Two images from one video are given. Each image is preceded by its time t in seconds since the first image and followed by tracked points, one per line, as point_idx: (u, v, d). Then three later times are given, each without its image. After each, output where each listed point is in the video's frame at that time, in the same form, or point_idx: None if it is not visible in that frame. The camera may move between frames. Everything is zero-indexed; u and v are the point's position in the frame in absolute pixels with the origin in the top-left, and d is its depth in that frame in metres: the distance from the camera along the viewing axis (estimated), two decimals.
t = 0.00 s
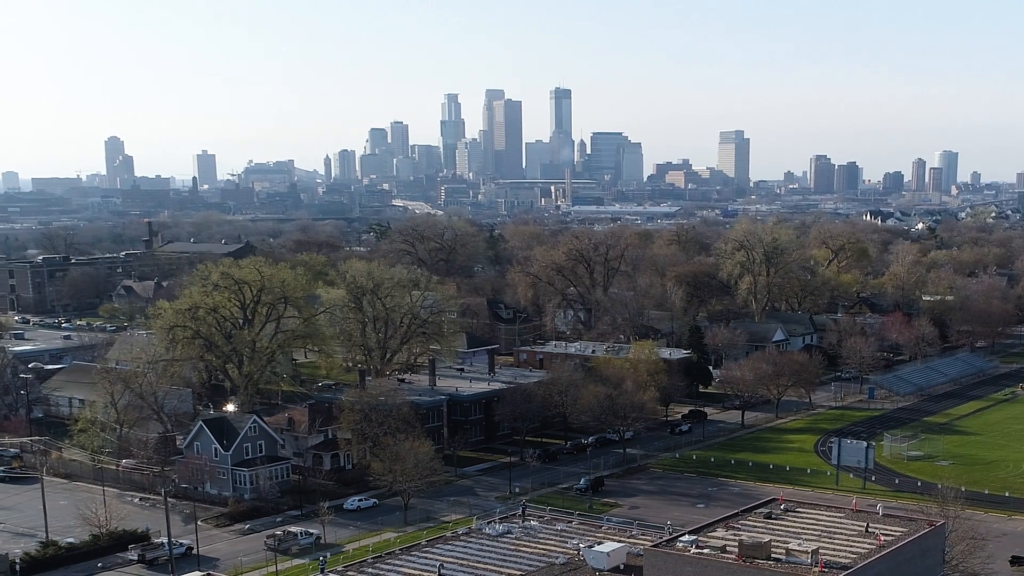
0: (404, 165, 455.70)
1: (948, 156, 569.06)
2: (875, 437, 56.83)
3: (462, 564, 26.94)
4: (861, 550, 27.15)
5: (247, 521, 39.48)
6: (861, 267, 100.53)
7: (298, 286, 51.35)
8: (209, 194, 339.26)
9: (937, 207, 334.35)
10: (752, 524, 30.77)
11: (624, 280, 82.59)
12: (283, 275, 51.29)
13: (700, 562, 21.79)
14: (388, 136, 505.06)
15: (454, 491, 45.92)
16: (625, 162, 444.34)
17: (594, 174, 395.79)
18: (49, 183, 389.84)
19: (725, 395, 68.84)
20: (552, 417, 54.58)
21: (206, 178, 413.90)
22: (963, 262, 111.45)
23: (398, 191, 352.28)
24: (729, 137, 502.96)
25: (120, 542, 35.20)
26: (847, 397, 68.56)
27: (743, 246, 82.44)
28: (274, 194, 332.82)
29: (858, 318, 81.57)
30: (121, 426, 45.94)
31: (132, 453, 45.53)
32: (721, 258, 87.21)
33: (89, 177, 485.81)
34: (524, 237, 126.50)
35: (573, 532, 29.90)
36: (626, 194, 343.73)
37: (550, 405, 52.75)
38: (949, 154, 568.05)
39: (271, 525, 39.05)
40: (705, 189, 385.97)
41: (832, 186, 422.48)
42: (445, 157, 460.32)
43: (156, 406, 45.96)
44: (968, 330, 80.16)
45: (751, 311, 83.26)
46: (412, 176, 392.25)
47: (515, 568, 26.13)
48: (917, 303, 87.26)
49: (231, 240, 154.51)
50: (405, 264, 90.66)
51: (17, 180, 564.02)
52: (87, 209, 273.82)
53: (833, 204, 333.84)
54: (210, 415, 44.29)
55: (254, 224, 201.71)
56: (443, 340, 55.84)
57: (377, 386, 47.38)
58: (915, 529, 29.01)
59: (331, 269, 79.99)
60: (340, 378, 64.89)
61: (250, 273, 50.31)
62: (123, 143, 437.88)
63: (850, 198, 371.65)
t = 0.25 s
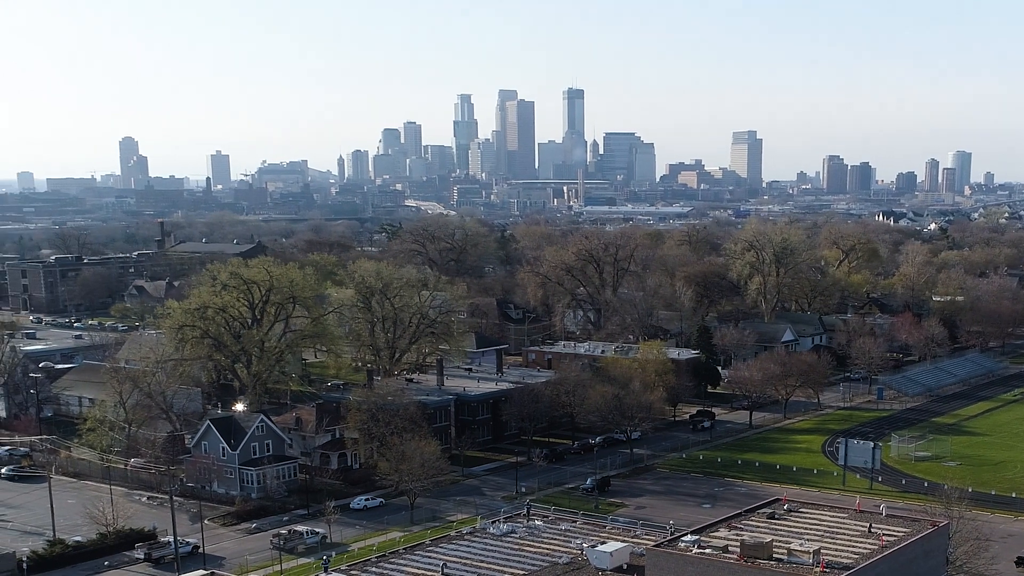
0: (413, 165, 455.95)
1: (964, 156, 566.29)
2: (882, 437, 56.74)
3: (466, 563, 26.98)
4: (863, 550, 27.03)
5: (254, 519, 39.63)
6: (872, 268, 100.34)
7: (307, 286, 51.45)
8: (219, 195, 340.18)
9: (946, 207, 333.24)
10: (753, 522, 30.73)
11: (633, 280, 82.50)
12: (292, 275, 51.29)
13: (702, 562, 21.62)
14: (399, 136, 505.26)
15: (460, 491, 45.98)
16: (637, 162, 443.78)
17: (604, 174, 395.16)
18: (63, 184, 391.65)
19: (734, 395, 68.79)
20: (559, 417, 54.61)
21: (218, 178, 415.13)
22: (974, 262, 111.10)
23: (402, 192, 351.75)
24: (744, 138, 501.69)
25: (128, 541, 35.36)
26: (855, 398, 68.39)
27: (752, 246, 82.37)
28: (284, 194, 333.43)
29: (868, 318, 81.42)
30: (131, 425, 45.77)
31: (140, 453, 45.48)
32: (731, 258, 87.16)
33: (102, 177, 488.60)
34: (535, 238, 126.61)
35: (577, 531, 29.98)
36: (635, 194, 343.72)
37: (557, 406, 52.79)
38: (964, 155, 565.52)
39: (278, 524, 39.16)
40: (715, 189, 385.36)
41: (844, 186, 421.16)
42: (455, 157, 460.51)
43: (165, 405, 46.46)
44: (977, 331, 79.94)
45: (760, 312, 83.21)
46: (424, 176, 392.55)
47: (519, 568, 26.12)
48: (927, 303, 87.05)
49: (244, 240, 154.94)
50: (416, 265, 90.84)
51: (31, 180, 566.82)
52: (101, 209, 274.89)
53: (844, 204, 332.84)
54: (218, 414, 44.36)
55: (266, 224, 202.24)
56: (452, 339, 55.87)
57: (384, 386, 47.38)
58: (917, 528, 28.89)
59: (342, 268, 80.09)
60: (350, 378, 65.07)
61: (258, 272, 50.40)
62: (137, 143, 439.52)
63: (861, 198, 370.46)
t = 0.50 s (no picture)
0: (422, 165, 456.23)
1: (975, 156, 563.89)
2: (890, 438, 56.60)
3: (470, 563, 26.98)
4: (866, 550, 26.92)
5: (261, 519, 39.67)
6: (884, 268, 100.06)
7: (315, 286, 51.63)
8: (231, 195, 340.96)
9: (956, 207, 332.17)
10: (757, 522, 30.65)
11: (643, 280, 82.40)
12: (301, 275, 51.54)
13: (704, 562, 21.50)
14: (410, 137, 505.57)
15: (467, 490, 46.01)
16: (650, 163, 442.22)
17: (614, 174, 394.70)
18: (75, 184, 393.38)
19: (742, 395, 68.69)
20: (566, 417, 54.58)
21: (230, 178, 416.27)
22: (985, 262, 110.70)
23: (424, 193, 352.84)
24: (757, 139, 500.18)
25: (135, 540, 35.41)
26: (864, 398, 68.20)
27: (761, 247, 82.30)
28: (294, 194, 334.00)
29: (878, 319, 81.22)
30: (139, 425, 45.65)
31: (148, 452, 45.59)
32: (741, 258, 87.05)
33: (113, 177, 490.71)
34: (546, 238, 126.62)
35: (581, 531, 29.96)
36: (651, 195, 342.73)
37: (564, 406, 52.75)
38: (975, 155, 563.11)
39: (284, 524, 39.19)
40: (725, 189, 384.74)
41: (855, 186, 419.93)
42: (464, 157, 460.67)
43: (173, 404, 45.96)
44: (987, 331, 79.69)
45: (770, 312, 83.08)
46: (436, 176, 392.96)
47: (522, 567, 26.10)
48: (937, 304, 86.73)
49: (256, 240, 155.26)
50: (427, 265, 90.90)
51: (45, 180, 569.68)
52: (115, 210, 275.87)
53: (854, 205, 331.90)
54: (226, 413, 44.25)
55: (278, 224, 202.65)
56: (460, 339, 55.91)
57: (391, 385, 47.22)
58: (920, 529, 28.75)
59: (353, 268, 80.18)
60: (360, 378, 65.17)
61: (267, 272, 50.64)
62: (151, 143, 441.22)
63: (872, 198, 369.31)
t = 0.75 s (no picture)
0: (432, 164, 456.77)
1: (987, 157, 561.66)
2: (898, 439, 56.42)
3: (473, 563, 26.96)
4: (869, 551, 26.76)
5: (267, 518, 39.73)
6: (895, 268, 99.75)
7: (323, 285, 51.69)
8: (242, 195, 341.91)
9: (966, 207, 330.84)
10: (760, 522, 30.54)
11: (652, 280, 82.36)
12: (309, 275, 51.62)
13: (706, 563, 21.32)
14: (422, 138, 506.07)
15: (474, 490, 46.00)
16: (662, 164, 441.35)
17: (628, 174, 393.82)
18: (90, 184, 395.30)
19: (750, 396, 68.55)
20: (574, 417, 54.52)
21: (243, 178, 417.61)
22: (997, 262, 110.30)
23: (434, 192, 353.03)
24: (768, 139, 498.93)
25: (141, 538, 35.45)
26: (873, 399, 67.97)
27: (771, 247, 82.14)
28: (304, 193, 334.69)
29: (888, 319, 80.96)
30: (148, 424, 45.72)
31: (156, 451, 45.70)
32: (751, 258, 86.95)
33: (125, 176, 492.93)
34: (557, 238, 126.63)
35: (585, 531, 29.92)
36: (663, 196, 342.08)
37: (571, 406, 52.71)
38: (987, 156, 560.97)
39: (291, 523, 39.22)
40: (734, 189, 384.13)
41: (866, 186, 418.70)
42: (473, 157, 460.93)
43: (183, 404, 46.71)
44: (997, 332, 79.37)
45: (780, 312, 82.89)
46: (447, 176, 393.24)
47: (525, 568, 26.05)
48: (948, 305, 86.40)
49: (268, 241, 155.64)
50: (438, 265, 90.99)
51: (60, 180, 573.31)
52: (128, 210, 276.91)
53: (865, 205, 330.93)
54: (234, 412, 44.40)
55: (290, 224, 203.08)
56: (469, 339, 55.92)
57: (398, 385, 47.28)
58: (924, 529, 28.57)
59: (363, 267, 80.25)
60: (369, 377, 65.21)
61: (276, 272, 50.71)
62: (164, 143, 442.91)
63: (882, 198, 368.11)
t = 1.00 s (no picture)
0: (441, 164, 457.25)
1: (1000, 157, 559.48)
2: (906, 439, 56.32)
3: (476, 562, 27.03)
4: (872, 551, 26.71)
5: (274, 517, 39.86)
6: (906, 268, 99.53)
7: (332, 285, 51.85)
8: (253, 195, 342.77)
9: (976, 208, 329.88)
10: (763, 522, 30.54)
11: (662, 281, 82.38)
12: (318, 274, 51.80)
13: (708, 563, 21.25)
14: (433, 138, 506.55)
15: (481, 489, 46.08)
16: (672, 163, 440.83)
17: (640, 174, 393.24)
18: (103, 184, 397.16)
19: (758, 396, 68.51)
20: (581, 417, 54.55)
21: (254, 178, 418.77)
22: (1009, 262, 109.98)
23: (446, 193, 353.38)
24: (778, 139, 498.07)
25: (148, 537, 35.60)
26: (881, 399, 67.85)
27: (780, 248, 82.11)
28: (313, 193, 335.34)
29: (898, 320, 80.81)
30: (157, 424, 45.78)
31: (165, 450, 45.86)
32: (760, 259, 86.93)
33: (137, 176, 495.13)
34: (568, 238, 126.74)
35: (589, 531, 29.96)
36: (675, 196, 341.37)
37: (578, 406, 52.74)
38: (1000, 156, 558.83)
39: (297, 522, 39.34)
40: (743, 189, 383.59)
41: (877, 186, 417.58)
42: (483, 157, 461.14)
43: (191, 403, 46.90)
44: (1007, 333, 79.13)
45: (789, 312, 82.81)
46: (459, 176, 393.45)
47: (528, 567, 26.11)
48: (958, 305, 86.18)
49: (281, 241, 156.08)
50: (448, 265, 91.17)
51: (74, 180, 575.42)
52: (141, 210, 277.90)
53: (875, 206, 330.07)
54: (242, 412, 44.55)
55: (301, 224, 203.57)
56: (477, 339, 56.00)
57: (406, 385, 47.35)
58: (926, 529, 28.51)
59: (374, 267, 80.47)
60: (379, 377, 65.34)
61: (285, 272, 50.87)
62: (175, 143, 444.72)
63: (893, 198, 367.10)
